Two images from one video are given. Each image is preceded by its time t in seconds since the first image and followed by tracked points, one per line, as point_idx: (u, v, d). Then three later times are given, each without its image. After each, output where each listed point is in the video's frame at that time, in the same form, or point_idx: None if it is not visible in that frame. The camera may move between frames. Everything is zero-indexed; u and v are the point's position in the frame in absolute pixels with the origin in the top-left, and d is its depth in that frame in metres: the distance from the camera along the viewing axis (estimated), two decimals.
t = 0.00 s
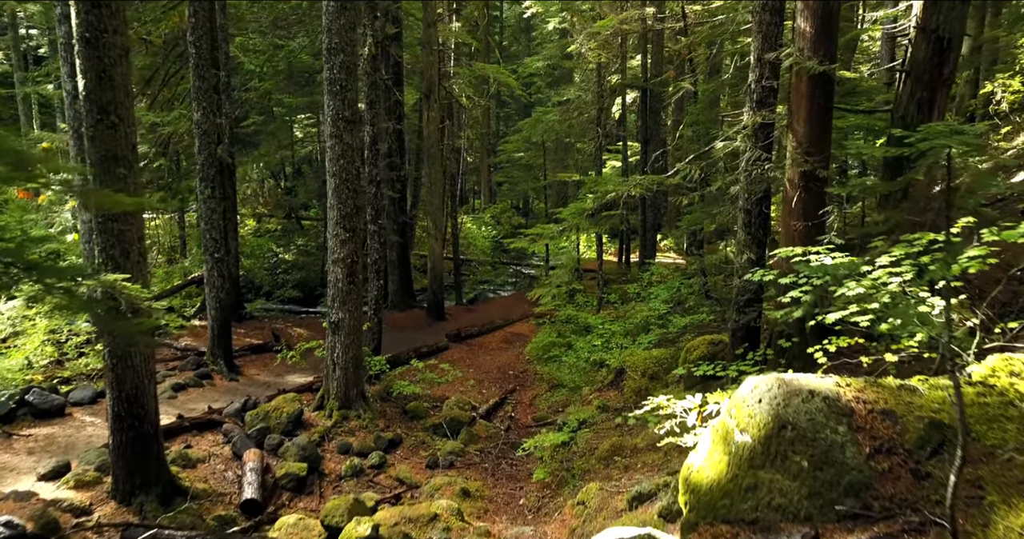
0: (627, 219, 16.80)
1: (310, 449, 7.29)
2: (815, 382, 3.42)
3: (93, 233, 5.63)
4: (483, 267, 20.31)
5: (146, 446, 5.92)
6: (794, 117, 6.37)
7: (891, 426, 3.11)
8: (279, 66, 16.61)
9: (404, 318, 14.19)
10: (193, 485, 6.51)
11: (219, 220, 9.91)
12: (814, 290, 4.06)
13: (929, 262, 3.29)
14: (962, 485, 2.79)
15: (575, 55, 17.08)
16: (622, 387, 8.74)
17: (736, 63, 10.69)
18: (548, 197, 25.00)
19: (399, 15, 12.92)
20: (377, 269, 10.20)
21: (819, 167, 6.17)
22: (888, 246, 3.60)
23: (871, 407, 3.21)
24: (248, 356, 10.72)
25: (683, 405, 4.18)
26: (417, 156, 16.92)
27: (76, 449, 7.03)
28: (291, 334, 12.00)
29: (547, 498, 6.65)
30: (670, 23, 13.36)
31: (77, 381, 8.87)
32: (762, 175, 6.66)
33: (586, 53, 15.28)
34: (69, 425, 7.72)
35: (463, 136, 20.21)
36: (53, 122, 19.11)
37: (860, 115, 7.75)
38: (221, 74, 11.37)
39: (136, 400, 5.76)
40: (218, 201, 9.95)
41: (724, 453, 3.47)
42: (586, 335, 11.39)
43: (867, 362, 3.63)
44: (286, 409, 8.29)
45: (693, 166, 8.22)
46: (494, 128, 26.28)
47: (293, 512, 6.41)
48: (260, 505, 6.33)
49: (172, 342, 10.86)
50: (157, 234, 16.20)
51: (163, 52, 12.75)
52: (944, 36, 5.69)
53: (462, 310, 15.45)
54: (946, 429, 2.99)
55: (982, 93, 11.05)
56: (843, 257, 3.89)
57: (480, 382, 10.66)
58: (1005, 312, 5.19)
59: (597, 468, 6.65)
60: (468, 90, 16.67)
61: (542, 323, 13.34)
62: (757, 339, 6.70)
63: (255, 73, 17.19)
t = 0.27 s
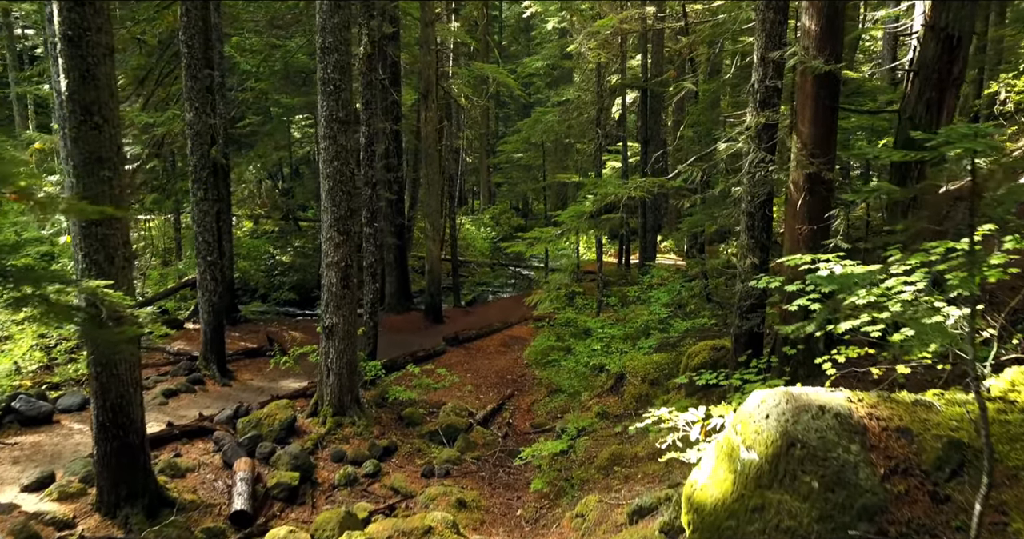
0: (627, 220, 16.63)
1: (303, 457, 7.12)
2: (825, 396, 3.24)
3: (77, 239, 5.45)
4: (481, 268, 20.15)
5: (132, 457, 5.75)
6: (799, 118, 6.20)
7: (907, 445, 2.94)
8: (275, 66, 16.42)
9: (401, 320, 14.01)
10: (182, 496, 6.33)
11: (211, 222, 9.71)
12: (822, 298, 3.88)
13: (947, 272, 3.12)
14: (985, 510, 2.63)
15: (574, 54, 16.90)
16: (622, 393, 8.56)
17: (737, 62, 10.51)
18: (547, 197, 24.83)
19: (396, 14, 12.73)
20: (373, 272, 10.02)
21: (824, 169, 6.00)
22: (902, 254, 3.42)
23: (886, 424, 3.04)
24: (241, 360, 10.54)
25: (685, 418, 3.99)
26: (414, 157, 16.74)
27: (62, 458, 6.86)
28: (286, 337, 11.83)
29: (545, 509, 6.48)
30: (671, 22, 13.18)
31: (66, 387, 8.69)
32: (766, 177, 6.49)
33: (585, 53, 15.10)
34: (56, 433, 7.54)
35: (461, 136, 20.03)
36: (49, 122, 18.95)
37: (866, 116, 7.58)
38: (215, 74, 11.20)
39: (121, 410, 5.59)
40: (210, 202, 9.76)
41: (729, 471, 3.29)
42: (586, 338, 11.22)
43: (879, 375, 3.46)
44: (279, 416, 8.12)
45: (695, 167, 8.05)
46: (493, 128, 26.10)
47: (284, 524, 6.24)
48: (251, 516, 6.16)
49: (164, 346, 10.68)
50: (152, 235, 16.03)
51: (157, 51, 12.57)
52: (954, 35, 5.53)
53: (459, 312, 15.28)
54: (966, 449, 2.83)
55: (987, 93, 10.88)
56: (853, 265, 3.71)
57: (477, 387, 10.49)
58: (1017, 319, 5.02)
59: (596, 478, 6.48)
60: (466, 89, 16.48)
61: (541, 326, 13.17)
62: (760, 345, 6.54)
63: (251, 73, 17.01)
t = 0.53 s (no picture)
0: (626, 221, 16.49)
1: (297, 464, 6.98)
2: (834, 408, 3.09)
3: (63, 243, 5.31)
4: (480, 270, 20.02)
5: (120, 466, 5.61)
6: (803, 118, 6.06)
7: (921, 462, 2.80)
8: (272, 65, 16.28)
9: (398, 322, 13.86)
10: (172, 504, 6.19)
11: (205, 224, 9.56)
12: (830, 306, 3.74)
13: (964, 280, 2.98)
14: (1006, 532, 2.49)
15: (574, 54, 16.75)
16: (622, 398, 8.42)
17: (739, 62, 10.36)
18: (547, 198, 24.69)
19: (393, 14, 12.57)
20: (369, 274, 9.88)
21: (829, 170, 5.87)
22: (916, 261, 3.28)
23: (898, 440, 2.90)
24: (236, 364, 10.39)
25: (687, 429, 3.84)
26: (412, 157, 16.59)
27: (50, 465, 6.71)
28: (282, 340, 11.69)
29: (543, 517, 6.34)
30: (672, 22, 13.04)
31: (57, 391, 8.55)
32: (769, 179, 6.36)
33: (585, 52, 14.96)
34: (45, 439, 7.40)
35: (460, 137, 19.88)
36: (45, 123, 18.83)
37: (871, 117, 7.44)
38: (210, 74, 11.06)
39: (108, 418, 5.45)
40: (204, 204, 9.62)
41: (733, 486, 3.14)
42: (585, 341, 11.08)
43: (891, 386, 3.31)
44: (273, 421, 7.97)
45: (697, 168, 7.90)
46: (492, 128, 25.96)
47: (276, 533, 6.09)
48: (242, 526, 6.01)
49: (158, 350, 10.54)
50: (148, 236, 15.88)
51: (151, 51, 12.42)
52: (963, 34, 5.39)
53: (457, 314, 15.13)
54: (984, 467, 2.70)
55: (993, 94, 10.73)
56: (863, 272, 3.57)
57: (475, 391, 10.35)
58: None
59: (596, 486, 6.34)
60: (464, 89, 16.32)
61: (540, 328, 13.03)
62: (763, 351, 6.40)
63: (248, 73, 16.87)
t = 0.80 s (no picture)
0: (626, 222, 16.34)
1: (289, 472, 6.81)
2: (845, 424, 2.91)
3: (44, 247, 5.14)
4: (479, 271, 19.85)
5: (105, 476, 5.45)
6: (808, 118, 5.89)
7: (940, 484, 2.63)
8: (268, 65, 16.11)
9: (394, 325, 13.69)
10: (160, 515, 6.02)
11: (197, 226, 9.37)
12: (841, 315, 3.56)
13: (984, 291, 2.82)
14: None
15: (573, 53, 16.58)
16: (622, 404, 8.25)
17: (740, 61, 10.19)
18: (546, 198, 24.52)
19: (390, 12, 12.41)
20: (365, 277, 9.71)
21: (835, 172, 5.70)
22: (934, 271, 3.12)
23: (915, 460, 2.72)
24: (230, 368, 10.22)
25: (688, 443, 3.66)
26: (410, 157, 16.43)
27: (36, 474, 6.55)
28: (277, 343, 11.52)
29: (541, 528, 6.18)
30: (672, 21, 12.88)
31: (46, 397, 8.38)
32: (773, 181, 6.19)
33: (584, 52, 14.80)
34: (32, 446, 7.24)
35: (459, 137, 19.73)
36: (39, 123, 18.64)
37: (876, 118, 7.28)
38: (204, 73, 10.89)
39: (92, 427, 5.29)
40: (196, 206, 9.43)
41: (739, 507, 2.97)
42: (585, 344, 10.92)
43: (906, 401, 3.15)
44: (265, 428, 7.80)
45: (698, 170, 7.74)
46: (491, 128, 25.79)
47: None
48: (232, 537, 5.85)
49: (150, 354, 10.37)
50: (143, 237, 15.71)
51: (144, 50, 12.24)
52: (974, 32, 5.22)
53: (455, 316, 14.97)
54: (1009, 491, 2.53)
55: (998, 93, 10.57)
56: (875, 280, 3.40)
57: (473, 395, 10.18)
58: None
59: (595, 496, 6.18)
60: (463, 89, 16.15)
61: (539, 331, 12.87)
62: (766, 357, 6.24)
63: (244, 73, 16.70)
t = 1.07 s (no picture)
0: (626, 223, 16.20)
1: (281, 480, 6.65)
2: (857, 439, 2.72)
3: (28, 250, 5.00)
4: (478, 272, 19.73)
5: (90, 486, 5.30)
6: (813, 118, 5.74)
7: (959, 503, 2.39)
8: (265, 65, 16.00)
9: (391, 327, 13.53)
10: (148, 525, 5.86)
11: (191, 227, 9.21)
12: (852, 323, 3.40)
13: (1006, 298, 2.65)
14: None
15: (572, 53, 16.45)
16: (622, 408, 8.10)
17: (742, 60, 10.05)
18: (546, 199, 24.40)
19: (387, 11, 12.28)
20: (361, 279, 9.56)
21: (841, 173, 5.55)
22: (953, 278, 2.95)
23: (932, 478, 2.50)
24: (225, 372, 10.06)
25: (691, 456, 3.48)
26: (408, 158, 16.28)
27: (22, 482, 6.39)
28: (273, 346, 11.38)
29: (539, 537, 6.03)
30: (673, 20, 12.75)
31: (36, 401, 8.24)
32: (777, 182, 6.05)
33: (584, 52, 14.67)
34: (20, 452, 7.09)
35: (458, 137, 19.61)
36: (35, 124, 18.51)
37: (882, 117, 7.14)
38: (199, 73, 10.76)
39: (76, 435, 5.15)
40: (189, 207, 9.26)
41: (744, 525, 2.77)
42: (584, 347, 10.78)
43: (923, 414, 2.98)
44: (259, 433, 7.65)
45: (700, 171, 7.60)
46: (491, 128, 25.67)
47: None
48: None
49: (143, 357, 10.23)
50: (139, 239, 15.58)
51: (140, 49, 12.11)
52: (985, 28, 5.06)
53: (453, 318, 14.82)
54: None
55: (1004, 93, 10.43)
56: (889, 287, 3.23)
57: (471, 399, 10.03)
58: None
59: (594, 505, 6.04)
60: (461, 88, 16.01)
61: (539, 333, 12.72)
62: (770, 363, 6.09)
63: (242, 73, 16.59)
